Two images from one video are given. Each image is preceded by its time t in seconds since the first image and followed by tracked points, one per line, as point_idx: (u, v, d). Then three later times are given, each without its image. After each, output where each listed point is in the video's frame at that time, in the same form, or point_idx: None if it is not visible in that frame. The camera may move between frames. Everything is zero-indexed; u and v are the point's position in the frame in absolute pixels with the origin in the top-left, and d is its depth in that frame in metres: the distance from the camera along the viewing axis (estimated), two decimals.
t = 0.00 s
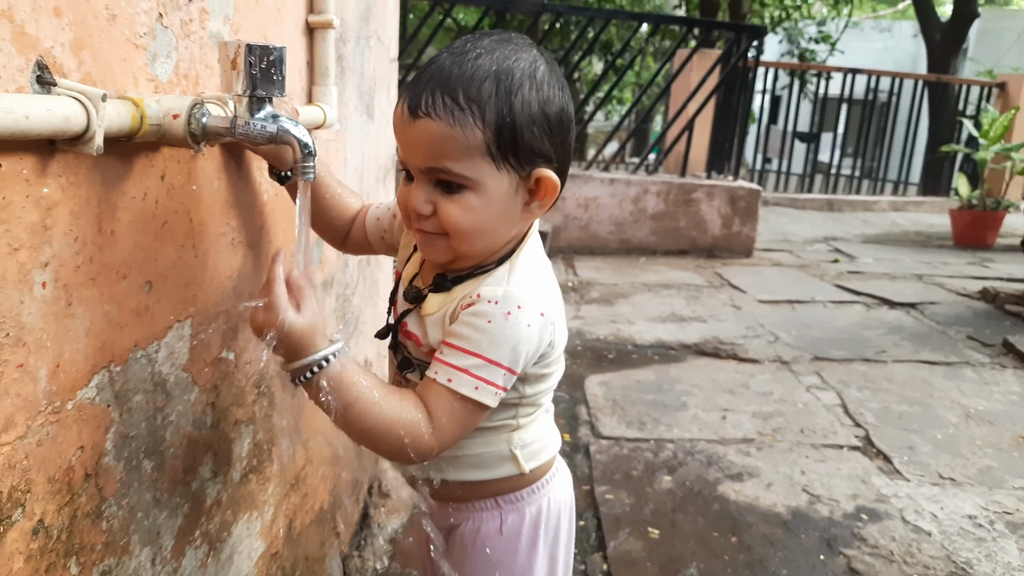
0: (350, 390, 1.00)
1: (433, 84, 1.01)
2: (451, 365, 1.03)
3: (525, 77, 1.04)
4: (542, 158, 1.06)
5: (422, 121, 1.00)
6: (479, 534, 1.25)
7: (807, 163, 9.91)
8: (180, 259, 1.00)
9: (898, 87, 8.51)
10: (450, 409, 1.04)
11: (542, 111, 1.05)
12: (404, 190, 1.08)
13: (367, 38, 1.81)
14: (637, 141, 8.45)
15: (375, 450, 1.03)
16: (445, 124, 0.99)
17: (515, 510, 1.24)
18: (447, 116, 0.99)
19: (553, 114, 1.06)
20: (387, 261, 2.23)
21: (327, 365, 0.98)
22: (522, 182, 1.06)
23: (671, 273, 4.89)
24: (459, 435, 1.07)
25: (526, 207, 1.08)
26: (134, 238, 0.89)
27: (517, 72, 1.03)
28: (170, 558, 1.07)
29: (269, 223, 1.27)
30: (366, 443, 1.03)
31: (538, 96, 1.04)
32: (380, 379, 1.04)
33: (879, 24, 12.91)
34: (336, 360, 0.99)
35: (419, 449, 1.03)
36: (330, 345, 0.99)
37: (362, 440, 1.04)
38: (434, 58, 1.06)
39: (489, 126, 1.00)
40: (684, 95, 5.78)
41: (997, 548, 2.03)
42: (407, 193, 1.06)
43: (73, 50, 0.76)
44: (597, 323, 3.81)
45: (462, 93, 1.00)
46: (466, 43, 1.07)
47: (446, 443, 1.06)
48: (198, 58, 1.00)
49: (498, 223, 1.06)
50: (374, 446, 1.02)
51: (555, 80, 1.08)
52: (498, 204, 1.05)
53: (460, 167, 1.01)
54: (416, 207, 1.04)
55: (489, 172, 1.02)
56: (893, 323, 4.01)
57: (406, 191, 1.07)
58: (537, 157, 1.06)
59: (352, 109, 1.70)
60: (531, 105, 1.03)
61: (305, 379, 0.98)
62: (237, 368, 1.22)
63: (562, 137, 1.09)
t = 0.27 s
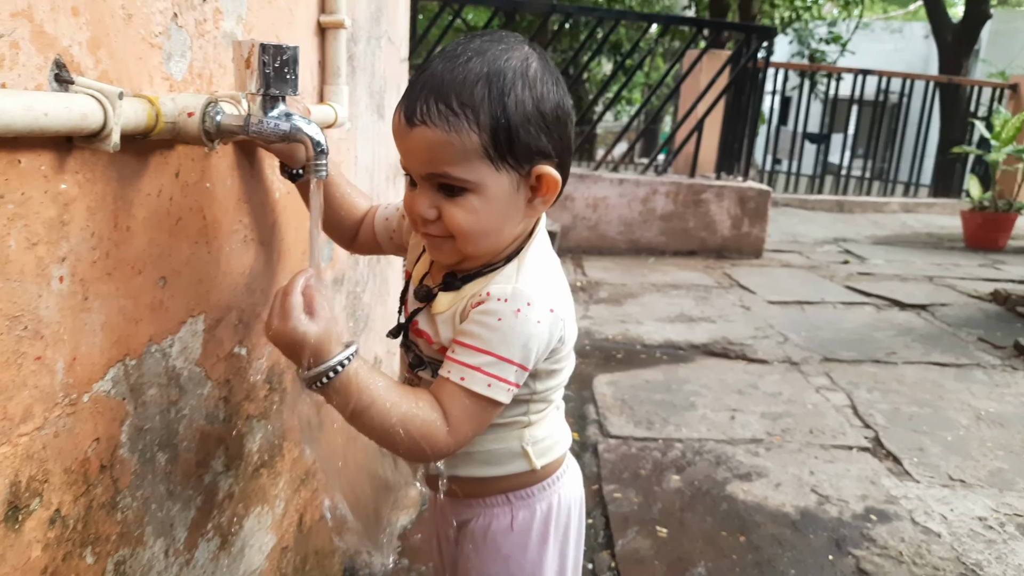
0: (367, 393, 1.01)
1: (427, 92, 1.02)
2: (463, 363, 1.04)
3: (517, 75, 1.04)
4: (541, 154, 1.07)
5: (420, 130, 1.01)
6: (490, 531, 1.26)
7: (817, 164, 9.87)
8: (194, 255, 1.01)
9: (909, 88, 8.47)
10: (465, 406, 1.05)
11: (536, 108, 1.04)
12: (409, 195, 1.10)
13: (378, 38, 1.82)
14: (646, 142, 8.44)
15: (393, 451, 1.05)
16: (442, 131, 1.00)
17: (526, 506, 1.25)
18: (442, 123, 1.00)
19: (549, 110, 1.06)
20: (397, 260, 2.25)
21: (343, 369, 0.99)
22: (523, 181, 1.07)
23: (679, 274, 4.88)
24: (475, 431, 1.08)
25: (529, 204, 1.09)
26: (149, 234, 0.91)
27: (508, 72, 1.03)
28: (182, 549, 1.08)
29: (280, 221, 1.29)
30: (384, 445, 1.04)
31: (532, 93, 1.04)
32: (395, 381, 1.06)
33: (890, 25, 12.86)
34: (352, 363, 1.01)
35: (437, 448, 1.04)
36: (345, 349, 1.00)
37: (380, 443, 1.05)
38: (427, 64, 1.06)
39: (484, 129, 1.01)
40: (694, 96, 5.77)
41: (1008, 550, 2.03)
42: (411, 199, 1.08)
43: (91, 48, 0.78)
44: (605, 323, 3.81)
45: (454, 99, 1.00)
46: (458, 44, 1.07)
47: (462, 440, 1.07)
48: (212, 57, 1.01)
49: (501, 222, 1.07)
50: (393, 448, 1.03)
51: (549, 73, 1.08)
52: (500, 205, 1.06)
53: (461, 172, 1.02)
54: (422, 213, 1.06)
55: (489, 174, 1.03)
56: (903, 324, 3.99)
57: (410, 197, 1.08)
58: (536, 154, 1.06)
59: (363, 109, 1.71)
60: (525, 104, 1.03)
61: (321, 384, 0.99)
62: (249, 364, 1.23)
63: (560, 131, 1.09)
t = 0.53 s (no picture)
0: (386, 386, 1.02)
1: (441, 90, 1.02)
2: (482, 354, 1.05)
3: (531, 69, 1.04)
4: (557, 147, 1.07)
5: (436, 128, 1.02)
6: (507, 522, 1.26)
7: (833, 161, 9.81)
8: (215, 245, 1.02)
9: (928, 85, 8.39)
10: (484, 397, 1.06)
11: (550, 101, 1.05)
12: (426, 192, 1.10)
13: (396, 32, 1.82)
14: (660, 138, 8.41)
15: (415, 443, 1.06)
16: (458, 129, 1.01)
17: (543, 498, 1.26)
18: (459, 120, 1.01)
19: (563, 102, 1.06)
20: (412, 254, 2.26)
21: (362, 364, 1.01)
22: (540, 174, 1.07)
23: (693, 270, 4.87)
24: (496, 421, 1.08)
25: (546, 196, 1.10)
26: (172, 224, 0.92)
27: (521, 67, 1.03)
28: (202, 536, 1.10)
29: (299, 212, 1.30)
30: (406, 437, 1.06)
31: (546, 86, 1.05)
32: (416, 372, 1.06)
33: (909, 21, 12.74)
34: (372, 355, 1.02)
35: (458, 439, 1.06)
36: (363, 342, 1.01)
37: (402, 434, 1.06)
38: (440, 61, 1.06)
39: (501, 125, 1.02)
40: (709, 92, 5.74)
41: None
42: (429, 195, 1.09)
43: (117, 39, 0.79)
44: (618, 319, 3.81)
45: (469, 96, 1.01)
46: (470, 39, 1.08)
47: (483, 430, 1.08)
48: (234, 50, 1.02)
49: (519, 216, 1.08)
50: (414, 440, 1.05)
51: (561, 65, 1.08)
52: (518, 198, 1.06)
53: (478, 168, 1.03)
54: (440, 210, 1.07)
55: (507, 169, 1.04)
56: (919, 323, 3.96)
57: (427, 193, 1.09)
58: (551, 147, 1.07)
59: (380, 102, 1.72)
60: (540, 97, 1.04)
61: (341, 378, 1.00)
62: (268, 354, 1.24)
63: (574, 122, 1.09)
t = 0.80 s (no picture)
0: (402, 390, 1.03)
1: (459, 99, 1.04)
2: (496, 359, 1.06)
3: (547, 80, 1.05)
4: (572, 156, 1.08)
5: (454, 137, 1.03)
6: (516, 529, 1.27)
7: (835, 168, 9.82)
8: (226, 253, 1.03)
9: (930, 93, 8.41)
10: (499, 401, 1.06)
11: (566, 111, 1.06)
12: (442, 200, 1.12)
13: (403, 40, 1.84)
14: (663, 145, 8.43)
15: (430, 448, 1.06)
16: (476, 138, 1.02)
17: (552, 505, 1.27)
18: (476, 129, 1.02)
19: (578, 113, 1.08)
20: (417, 260, 2.26)
21: (378, 367, 1.02)
22: (554, 183, 1.08)
23: (695, 277, 4.88)
24: (509, 426, 1.09)
25: (560, 205, 1.11)
26: (185, 232, 0.93)
27: (538, 77, 1.05)
28: (209, 541, 1.10)
29: (308, 219, 1.31)
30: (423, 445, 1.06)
31: (562, 97, 1.06)
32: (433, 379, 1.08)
33: (911, 29, 12.77)
34: (389, 360, 1.03)
35: (473, 445, 1.06)
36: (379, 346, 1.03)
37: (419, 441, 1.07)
38: (457, 71, 1.08)
39: (517, 134, 1.03)
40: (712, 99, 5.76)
41: None
42: (444, 203, 1.10)
43: (135, 50, 0.80)
44: (620, 326, 3.82)
45: (487, 105, 1.02)
46: (487, 50, 1.09)
47: (497, 435, 1.08)
48: (247, 60, 1.04)
49: (534, 224, 1.09)
50: (430, 446, 1.05)
51: (577, 76, 1.10)
52: (533, 206, 1.07)
53: (494, 176, 1.04)
54: (455, 217, 1.08)
55: (523, 177, 1.05)
56: (920, 332, 3.97)
57: (443, 200, 1.10)
58: (567, 156, 1.08)
59: (388, 110, 1.73)
60: (556, 108, 1.05)
61: (359, 383, 1.02)
62: (276, 360, 1.25)
63: (589, 132, 1.10)
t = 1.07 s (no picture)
0: (434, 380, 1.03)
1: (484, 101, 1.07)
2: (520, 355, 1.08)
3: (570, 83, 1.08)
4: (593, 157, 1.11)
5: (480, 138, 1.06)
6: (533, 528, 1.29)
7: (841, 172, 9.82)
8: (246, 255, 1.06)
9: (937, 97, 8.40)
10: (524, 396, 1.09)
11: (589, 114, 1.09)
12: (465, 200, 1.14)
13: (415, 46, 1.86)
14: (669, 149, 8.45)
15: (455, 439, 1.07)
16: (501, 138, 1.05)
17: (569, 504, 1.29)
18: (501, 130, 1.05)
19: (600, 115, 1.11)
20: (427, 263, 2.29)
21: (413, 357, 1.02)
22: (576, 183, 1.11)
23: (702, 281, 4.89)
24: (533, 420, 1.11)
25: (581, 205, 1.14)
26: (208, 235, 0.95)
27: (562, 80, 1.08)
28: (228, 538, 1.13)
29: (323, 223, 1.33)
30: (448, 437, 1.06)
31: (585, 100, 1.09)
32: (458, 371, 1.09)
33: (917, 32, 12.77)
34: (420, 351, 1.03)
35: (498, 437, 1.08)
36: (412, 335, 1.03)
37: (443, 433, 1.07)
38: (482, 75, 1.11)
39: (542, 135, 1.06)
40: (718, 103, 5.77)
41: None
42: (469, 203, 1.13)
43: (162, 58, 0.82)
44: (627, 329, 3.83)
45: (512, 106, 1.05)
46: (510, 54, 1.12)
47: (520, 429, 1.10)
48: (266, 67, 1.06)
49: (556, 223, 1.12)
50: (456, 437, 1.06)
51: (598, 80, 1.13)
52: (555, 205, 1.10)
53: (519, 175, 1.07)
54: (479, 216, 1.10)
55: (546, 177, 1.08)
56: (927, 335, 3.97)
57: (466, 200, 1.13)
58: (588, 157, 1.11)
59: (400, 115, 1.75)
60: (578, 110, 1.08)
61: (390, 373, 1.02)
62: (292, 361, 1.27)
63: (609, 135, 1.13)
